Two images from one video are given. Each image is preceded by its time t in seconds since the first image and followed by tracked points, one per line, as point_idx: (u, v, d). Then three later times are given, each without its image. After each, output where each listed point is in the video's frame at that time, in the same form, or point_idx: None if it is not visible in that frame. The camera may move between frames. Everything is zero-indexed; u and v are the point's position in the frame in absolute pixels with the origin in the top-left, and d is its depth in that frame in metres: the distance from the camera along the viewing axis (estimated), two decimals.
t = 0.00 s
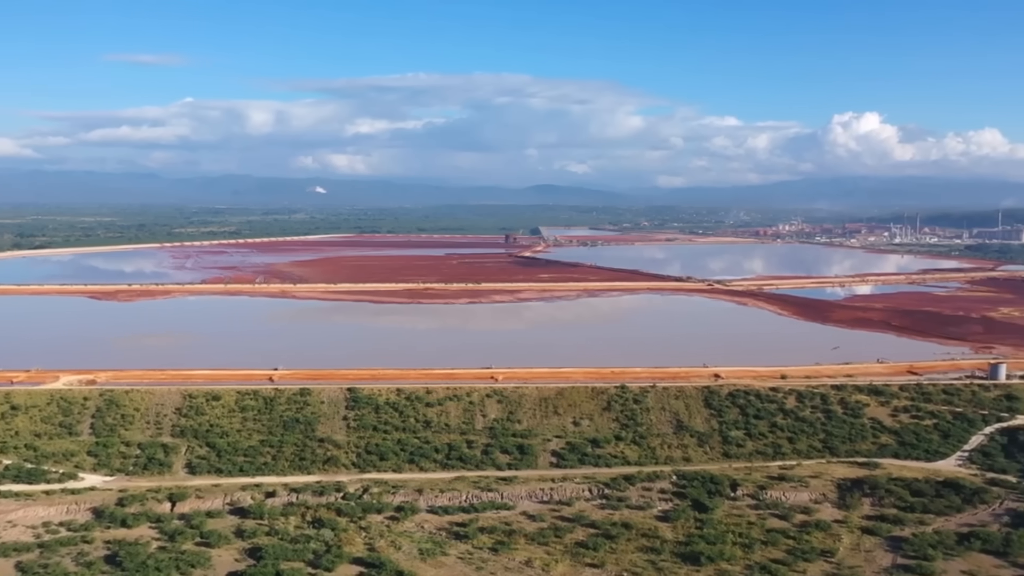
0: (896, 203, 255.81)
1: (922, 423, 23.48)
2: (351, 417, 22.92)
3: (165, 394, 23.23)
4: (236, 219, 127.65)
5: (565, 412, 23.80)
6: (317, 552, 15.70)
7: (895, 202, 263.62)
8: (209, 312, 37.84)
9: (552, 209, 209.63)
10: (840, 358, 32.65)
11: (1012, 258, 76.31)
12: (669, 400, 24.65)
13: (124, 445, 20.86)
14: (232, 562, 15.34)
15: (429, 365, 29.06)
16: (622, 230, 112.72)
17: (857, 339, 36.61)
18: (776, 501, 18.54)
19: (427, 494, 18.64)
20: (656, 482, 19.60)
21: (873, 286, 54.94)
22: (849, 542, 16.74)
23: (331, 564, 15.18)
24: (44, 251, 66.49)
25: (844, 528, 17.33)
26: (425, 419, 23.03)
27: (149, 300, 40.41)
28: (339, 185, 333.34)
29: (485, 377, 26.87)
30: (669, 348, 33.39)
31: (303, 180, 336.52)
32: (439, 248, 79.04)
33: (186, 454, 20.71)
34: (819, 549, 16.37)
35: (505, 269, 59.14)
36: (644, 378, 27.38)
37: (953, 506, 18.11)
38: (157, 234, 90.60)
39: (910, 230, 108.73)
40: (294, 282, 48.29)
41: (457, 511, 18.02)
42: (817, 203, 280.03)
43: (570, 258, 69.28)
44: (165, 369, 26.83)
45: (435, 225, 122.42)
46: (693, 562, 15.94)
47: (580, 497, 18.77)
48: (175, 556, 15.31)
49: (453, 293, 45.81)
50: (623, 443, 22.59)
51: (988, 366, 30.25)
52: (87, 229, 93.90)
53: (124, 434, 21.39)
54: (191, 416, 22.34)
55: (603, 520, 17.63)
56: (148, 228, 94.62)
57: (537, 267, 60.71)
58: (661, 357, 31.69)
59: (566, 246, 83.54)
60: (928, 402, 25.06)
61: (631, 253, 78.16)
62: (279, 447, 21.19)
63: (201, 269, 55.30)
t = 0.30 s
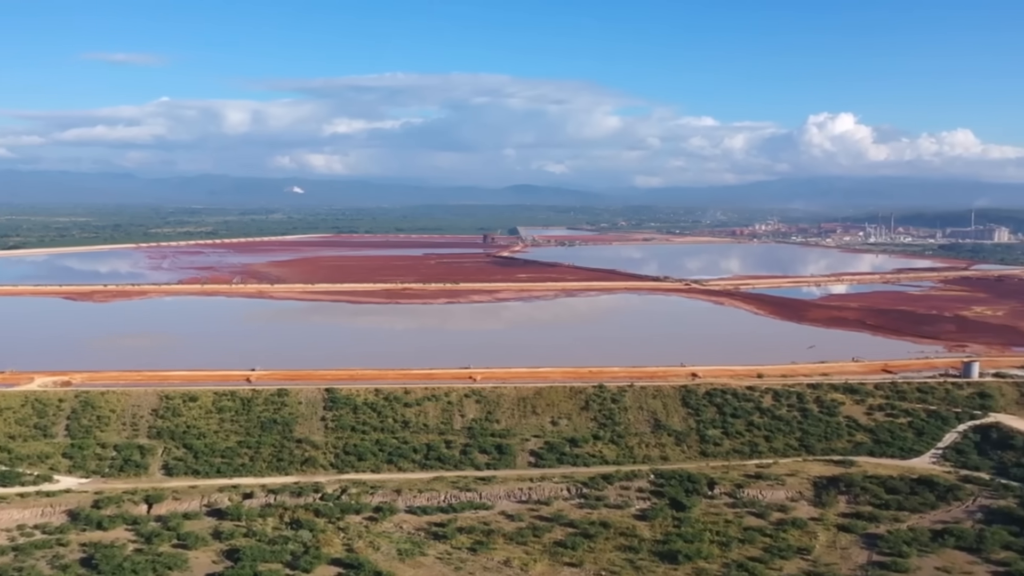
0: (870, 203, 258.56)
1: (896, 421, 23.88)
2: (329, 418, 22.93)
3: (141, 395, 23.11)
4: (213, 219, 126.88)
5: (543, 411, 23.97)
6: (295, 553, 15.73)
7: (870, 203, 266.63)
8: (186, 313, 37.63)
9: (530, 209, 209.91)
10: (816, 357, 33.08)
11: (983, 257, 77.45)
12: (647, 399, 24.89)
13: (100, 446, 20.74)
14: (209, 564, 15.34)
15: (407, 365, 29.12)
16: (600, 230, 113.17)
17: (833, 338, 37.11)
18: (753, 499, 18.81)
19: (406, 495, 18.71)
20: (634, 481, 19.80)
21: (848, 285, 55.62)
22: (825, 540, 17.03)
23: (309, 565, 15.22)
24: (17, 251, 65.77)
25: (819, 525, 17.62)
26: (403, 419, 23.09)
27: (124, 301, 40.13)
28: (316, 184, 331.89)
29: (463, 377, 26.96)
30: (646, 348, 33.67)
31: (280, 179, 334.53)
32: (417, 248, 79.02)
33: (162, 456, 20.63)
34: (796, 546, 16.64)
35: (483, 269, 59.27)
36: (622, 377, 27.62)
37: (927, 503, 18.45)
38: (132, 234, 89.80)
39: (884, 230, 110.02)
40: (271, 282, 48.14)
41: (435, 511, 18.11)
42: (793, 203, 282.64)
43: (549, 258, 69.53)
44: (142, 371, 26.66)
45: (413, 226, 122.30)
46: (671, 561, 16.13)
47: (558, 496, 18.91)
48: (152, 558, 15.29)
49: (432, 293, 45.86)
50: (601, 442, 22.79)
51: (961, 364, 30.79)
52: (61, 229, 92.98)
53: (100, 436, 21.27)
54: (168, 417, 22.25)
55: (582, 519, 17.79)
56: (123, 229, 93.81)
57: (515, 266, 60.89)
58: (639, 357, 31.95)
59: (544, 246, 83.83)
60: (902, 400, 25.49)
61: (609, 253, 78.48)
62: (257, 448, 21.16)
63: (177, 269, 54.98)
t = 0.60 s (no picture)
0: (845, 203, 261.18)
1: (872, 419, 24.27)
2: (307, 419, 22.91)
3: (117, 397, 22.98)
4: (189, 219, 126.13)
5: (522, 411, 24.12)
6: (273, 554, 15.74)
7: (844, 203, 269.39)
8: (162, 314, 37.39)
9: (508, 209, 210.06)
10: (792, 356, 33.48)
11: (956, 257, 78.67)
12: (625, 399, 25.10)
13: (75, 448, 20.61)
14: (187, 566, 15.32)
15: (386, 366, 29.13)
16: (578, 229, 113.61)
17: (809, 337, 37.58)
18: (730, 497, 19.07)
19: (384, 495, 18.77)
20: (612, 481, 19.98)
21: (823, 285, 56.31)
22: (801, 538, 17.31)
23: (287, 566, 15.24)
24: None
25: (796, 523, 17.89)
26: (382, 419, 23.14)
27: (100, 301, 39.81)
28: (293, 184, 330.31)
29: (442, 377, 27.05)
30: (624, 347, 33.90)
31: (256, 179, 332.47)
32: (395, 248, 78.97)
33: (139, 458, 20.54)
34: (773, 544, 16.90)
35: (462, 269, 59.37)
36: (600, 377, 27.83)
37: (902, 500, 18.78)
38: (107, 235, 89.01)
39: (859, 230, 111.24)
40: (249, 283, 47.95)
41: (414, 511, 18.19)
42: (769, 203, 285.01)
43: (527, 258, 69.73)
44: (117, 372, 26.48)
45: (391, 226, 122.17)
46: (649, 560, 16.33)
47: (537, 496, 19.04)
48: (129, 560, 15.24)
49: (410, 293, 45.87)
50: (580, 441, 22.96)
51: (935, 363, 31.31)
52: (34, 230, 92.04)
53: (75, 438, 21.13)
54: (144, 419, 22.14)
55: (560, 518, 17.95)
56: (98, 229, 92.99)
57: (494, 266, 61.03)
58: (617, 357, 32.19)
59: (523, 246, 84.05)
60: (877, 399, 25.90)
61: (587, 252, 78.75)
62: (234, 449, 21.11)
63: (153, 269, 54.61)
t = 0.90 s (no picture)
0: (821, 203, 263.66)
1: (848, 417, 24.66)
2: (286, 420, 22.91)
3: (94, 398, 22.85)
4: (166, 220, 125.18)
5: (501, 411, 24.28)
6: (252, 556, 15.76)
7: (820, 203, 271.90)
8: (139, 314, 37.16)
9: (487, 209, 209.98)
10: (769, 355, 33.88)
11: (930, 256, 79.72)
12: (604, 398, 25.31)
13: (51, 451, 20.48)
14: (164, 568, 15.31)
15: (365, 366, 29.15)
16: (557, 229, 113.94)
17: (786, 336, 38.04)
18: (708, 496, 19.32)
19: (363, 496, 18.84)
20: (591, 480, 20.18)
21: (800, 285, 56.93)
22: (778, 536, 17.59)
23: (266, 567, 15.27)
24: None
25: (774, 521, 18.18)
26: (361, 420, 23.19)
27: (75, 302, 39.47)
28: (270, 184, 328.46)
29: (421, 377, 27.13)
30: (603, 347, 34.14)
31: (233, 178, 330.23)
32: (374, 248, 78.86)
33: (116, 460, 20.45)
34: (751, 543, 17.16)
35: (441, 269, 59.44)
36: (579, 376, 28.04)
37: (878, 498, 19.11)
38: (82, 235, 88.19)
39: (835, 230, 112.40)
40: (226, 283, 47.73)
41: (393, 512, 18.27)
42: (746, 203, 287.09)
43: (506, 258, 69.88)
44: (94, 373, 26.30)
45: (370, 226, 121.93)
46: (628, 559, 16.52)
47: (517, 496, 19.18)
48: (106, 562, 15.21)
49: (389, 294, 45.87)
50: (559, 441, 23.14)
51: (910, 361, 31.81)
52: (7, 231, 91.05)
53: (51, 440, 21.00)
54: (121, 420, 22.04)
55: (540, 518, 18.11)
56: (73, 230, 92.17)
57: (473, 266, 61.14)
58: (596, 356, 32.42)
59: (501, 246, 84.21)
60: (853, 397, 26.30)
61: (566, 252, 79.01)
62: (212, 450, 21.09)
63: (129, 270, 54.21)
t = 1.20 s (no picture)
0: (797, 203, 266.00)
1: (824, 416, 25.03)
2: (264, 420, 22.90)
3: (70, 400, 22.69)
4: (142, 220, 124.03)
5: (480, 411, 24.41)
6: (230, 558, 15.78)
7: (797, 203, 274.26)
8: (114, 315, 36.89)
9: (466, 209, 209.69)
10: (746, 355, 34.25)
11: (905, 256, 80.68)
12: (583, 398, 25.50)
13: (26, 453, 20.35)
14: (142, 570, 15.29)
15: (343, 367, 29.14)
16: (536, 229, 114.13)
17: (763, 336, 38.47)
18: (686, 495, 19.57)
19: (343, 496, 18.88)
20: (570, 479, 20.36)
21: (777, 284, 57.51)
22: (756, 534, 17.85)
23: (244, 569, 15.30)
24: None
25: (751, 520, 18.45)
26: (340, 420, 23.23)
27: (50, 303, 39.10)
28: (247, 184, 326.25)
29: (400, 377, 27.18)
30: (581, 347, 34.33)
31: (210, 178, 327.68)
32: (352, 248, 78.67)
33: (92, 462, 20.35)
34: (728, 541, 17.41)
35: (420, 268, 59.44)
36: (558, 376, 28.22)
37: (854, 496, 19.45)
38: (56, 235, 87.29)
39: (812, 230, 113.44)
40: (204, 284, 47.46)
41: (372, 513, 18.34)
42: (724, 203, 288.92)
43: (486, 258, 69.97)
44: (69, 375, 26.11)
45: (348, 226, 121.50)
46: (607, 558, 16.71)
47: (496, 495, 19.32)
48: (83, 565, 15.17)
49: (368, 294, 45.82)
50: (538, 440, 23.31)
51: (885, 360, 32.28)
52: None
53: (26, 442, 20.85)
54: (98, 422, 21.93)
55: (519, 517, 18.26)
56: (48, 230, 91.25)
57: (452, 266, 61.19)
58: (575, 356, 32.62)
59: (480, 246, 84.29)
60: (830, 396, 26.68)
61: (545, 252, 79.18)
62: (190, 452, 21.04)
63: (104, 270, 53.75)
